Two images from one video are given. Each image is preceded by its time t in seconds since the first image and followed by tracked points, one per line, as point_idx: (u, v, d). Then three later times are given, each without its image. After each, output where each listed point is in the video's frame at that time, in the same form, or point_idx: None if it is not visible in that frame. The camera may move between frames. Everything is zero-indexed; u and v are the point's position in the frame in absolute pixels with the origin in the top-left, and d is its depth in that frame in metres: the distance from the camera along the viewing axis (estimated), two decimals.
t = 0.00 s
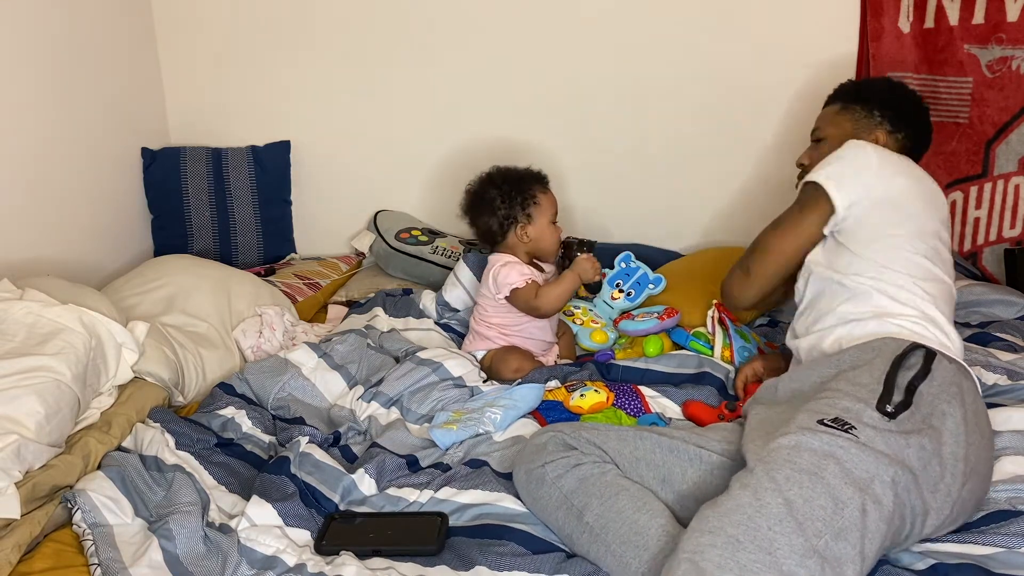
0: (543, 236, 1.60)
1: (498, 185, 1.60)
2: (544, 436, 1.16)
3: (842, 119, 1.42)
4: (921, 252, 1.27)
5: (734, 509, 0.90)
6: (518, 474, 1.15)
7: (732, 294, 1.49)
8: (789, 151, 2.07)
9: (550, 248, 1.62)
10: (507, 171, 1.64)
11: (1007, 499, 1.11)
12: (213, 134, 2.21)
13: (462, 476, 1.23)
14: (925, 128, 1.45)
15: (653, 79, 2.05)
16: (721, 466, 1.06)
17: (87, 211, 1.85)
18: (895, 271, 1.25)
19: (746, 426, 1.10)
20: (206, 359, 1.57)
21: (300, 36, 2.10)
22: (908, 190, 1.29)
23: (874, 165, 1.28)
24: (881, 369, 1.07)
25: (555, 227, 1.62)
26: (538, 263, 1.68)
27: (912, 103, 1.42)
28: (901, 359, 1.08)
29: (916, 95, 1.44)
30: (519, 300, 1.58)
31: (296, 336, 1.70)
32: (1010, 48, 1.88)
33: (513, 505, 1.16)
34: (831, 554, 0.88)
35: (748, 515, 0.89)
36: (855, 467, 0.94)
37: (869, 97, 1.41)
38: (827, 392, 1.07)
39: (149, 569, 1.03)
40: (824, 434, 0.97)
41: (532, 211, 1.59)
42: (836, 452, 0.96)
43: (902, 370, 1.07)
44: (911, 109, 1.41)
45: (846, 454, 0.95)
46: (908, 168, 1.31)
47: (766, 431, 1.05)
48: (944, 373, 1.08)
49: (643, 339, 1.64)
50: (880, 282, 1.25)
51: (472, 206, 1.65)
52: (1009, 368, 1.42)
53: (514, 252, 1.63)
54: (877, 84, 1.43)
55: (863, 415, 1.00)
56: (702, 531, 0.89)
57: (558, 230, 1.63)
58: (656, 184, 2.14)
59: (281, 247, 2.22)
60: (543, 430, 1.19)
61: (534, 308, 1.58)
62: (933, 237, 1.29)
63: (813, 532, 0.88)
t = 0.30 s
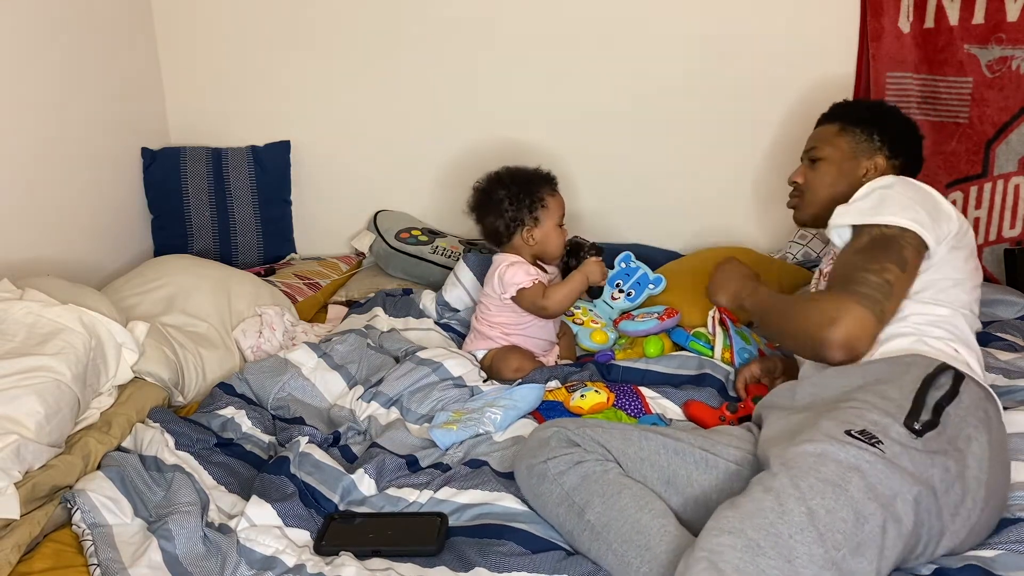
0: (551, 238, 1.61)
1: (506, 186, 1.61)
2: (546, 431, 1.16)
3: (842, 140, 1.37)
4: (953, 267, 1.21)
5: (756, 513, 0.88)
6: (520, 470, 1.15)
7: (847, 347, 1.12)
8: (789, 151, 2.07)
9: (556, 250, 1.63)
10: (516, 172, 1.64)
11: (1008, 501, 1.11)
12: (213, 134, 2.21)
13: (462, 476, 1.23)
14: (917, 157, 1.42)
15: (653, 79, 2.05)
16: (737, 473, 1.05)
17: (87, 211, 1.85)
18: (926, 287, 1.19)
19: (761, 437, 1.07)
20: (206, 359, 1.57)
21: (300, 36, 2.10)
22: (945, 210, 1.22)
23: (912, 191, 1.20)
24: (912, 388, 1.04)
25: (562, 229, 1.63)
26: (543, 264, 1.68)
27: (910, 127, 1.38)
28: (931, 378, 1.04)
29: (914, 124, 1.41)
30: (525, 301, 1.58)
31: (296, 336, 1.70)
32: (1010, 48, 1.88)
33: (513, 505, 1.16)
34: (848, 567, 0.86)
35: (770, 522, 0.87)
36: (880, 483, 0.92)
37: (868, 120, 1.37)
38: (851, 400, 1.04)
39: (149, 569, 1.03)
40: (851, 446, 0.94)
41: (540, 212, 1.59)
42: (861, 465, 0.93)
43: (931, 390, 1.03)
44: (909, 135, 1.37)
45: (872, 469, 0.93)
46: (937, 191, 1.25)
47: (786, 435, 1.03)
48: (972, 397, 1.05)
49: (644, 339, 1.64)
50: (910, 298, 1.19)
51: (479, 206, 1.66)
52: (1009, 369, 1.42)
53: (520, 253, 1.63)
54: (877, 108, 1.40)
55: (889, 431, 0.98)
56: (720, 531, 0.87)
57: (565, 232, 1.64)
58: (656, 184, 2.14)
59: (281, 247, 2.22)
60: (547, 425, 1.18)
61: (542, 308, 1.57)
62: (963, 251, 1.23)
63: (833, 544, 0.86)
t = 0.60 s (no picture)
0: (549, 242, 1.60)
1: (508, 188, 1.59)
2: (547, 431, 1.15)
3: (854, 135, 1.37)
4: (954, 265, 1.22)
5: (764, 510, 0.88)
6: (521, 470, 1.15)
7: (786, 306, 1.16)
8: (789, 151, 2.07)
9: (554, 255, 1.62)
10: (518, 172, 1.62)
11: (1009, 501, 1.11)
12: (213, 134, 2.21)
13: (462, 476, 1.23)
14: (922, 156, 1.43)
15: (653, 79, 2.05)
16: (739, 469, 1.04)
17: (86, 211, 1.85)
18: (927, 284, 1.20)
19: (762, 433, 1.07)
20: (206, 359, 1.57)
21: (300, 36, 2.10)
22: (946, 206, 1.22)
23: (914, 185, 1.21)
24: (919, 383, 1.04)
25: (563, 233, 1.61)
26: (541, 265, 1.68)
27: (919, 127, 1.39)
28: (936, 377, 1.05)
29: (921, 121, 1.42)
30: (525, 304, 1.59)
31: (296, 336, 1.70)
32: (1010, 48, 1.88)
33: (513, 505, 1.16)
34: (852, 566, 0.86)
35: (778, 518, 0.87)
36: (886, 481, 0.92)
37: (882, 116, 1.37)
38: (855, 397, 1.04)
39: (149, 569, 1.03)
40: (858, 443, 0.95)
41: (540, 217, 1.58)
42: (868, 463, 0.93)
43: (935, 389, 1.04)
44: (919, 133, 1.38)
45: (879, 466, 0.93)
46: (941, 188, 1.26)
47: (795, 431, 1.02)
48: (977, 395, 1.05)
49: (643, 339, 1.64)
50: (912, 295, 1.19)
51: (482, 205, 1.64)
52: (1009, 369, 1.42)
53: (520, 255, 1.62)
54: (886, 104, 1.40)
55: (896, 428, 0.98)
56: (728, 527, 0.87)
57: (565, 237, 1.63)
58: (656, 185, 2.14)
59: (281, 247, 2.22)
60: (547, 426, 1.18)
61: (542, 310, 1.57)
62: (964, 248, 1.24)
63: (840, 542, 0.86)
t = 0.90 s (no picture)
0: (545, 244, 1.59)
1: (499, 195, 1.58)
2: (547, 433, 1.15)
3: (859, 134, 1.37)
4: (950, 262, 1.22)
5: (762, 512, 0.88)
6: (520, 471, 1.14)
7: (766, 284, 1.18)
8: (789, 151, 2.07)
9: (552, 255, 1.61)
10: (510, 175, 1.60)
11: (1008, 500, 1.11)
12: (213, 134, 2.21)
13: (462, 476, 1.23)
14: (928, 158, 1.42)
15: (654, 79, 2.05)
16: (736, 470, 1.05)
17: (86, 211, 1.85)
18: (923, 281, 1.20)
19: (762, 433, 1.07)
20: (206, 359, 1.57)
21: (300, 36, 2.10)
22: (940, 202, 1.23)
23: (908, 181, 1.22)
24: (913, 381, 1.04)
25: (559, 234, 1.60)
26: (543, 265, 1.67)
27: (925, 129, 1.39)
28: (931, 375, 1.04)
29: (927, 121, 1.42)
30: (528, 304, 1.57)
31: (296, 336, 1.70)
32: (1010, 48, 1.88)
33: (514, 505, 1.16)
34: (851, 566, 0.85)
35: (776, 520, 0.87)
36: (883, 480, 0.92)
37: (889, 115, 1.37)
38: (850, 397, 1.04)
39: (149, 569, 1.03)
40: (856, 443, 0.94)
41: (533, 221, 1.57)
42: (865, 464, 0.93)
43: (931, 387, 1.04)
44: (924, 132, 1.39)
45: (876, 467, 0.93)
46: (936, 184, 1.26)
47: (792, 431, 1.02)
48: (973, 393, 1.05)
49: (643, 339, 1.64)
50: (907, 292, 1.20)
51: (478, 211, 1.64)
52: (1009, 369, 1.42)
53: (519, 258, 1.62)
54: (893, 103, 1.40)
55: (892, 428, 0.98)
56: (726, 530, 0.87)
57: (563, 236, 1.61)
58: (656, 184, 2.14)
59: (281, 247, 2.22)
60: (547, 427, 1.17)
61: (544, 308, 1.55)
62: (960, 245, 1.24)
63: (838, 543, 0.86)
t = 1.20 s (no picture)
0: (566, 246, 1.60)
1: (520, 196, 1.60)
2: (546, 433, 1.15)
3: (848, 135, 1.37)
4: (949, 263, 1.22)
5: (759, 512, 0.88)
6: (520, 472, 1.14)
7: (788, 306, 1.15)
8: (789, 150, 2.07)
9: (573, 257, 1.62)
10: (532, 177, 1.62)
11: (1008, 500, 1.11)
12: (214, 135, 2.21)
13: (462, 476, 1.23)
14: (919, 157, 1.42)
15: (654, 79, 2.05)
16: (735, 470, 1.05)
17: (86, 212, 1.85)
18: (922, 283, 1.20)
19: (761, 433, 1.07)
20: (206, 359, 1.57)
21: (300, 36, 2.10)
22: (941, 205, 1.23)
23: (908, 185, 1.22)
24: (913, 382, 1.04)
25: (580, 236, 1.61)
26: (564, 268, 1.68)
27: (914, 129, 1.39)
28: (930, 375, 1.04)
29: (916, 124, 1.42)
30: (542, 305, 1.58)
31: (296, 336, 1.70)
32: (1010, 48, 1.88)
33: (513, 505, 1.16)
34: (850, 566, 0.85)
35: (774, 520, 0.87)
36: (881, 479, 0.92)
37: (878, 116, 1.37)
38: (848, 397, 1.04)
39: (149, 569, 1.03)
40: (853, 443, 0.94)
41: (553, 222, 1.58)
42: (863, 463, 0.93)
43: (930, 387, 1.04)
44: (913, 134, 1.39)
45: (874, 466, 0.93)
46: (936, 187, 1.26)
47: (790, 431, 1.02)
48: (971, 392, 1.05)
49: (643, 340, 1.63)
50: (906, 294, 1.19)
51: (500, 213, 1.67)
52: (1009, 369, 1.42)
53: (539, 259, 1.64)
54: (882, 105, 1.40)
55: (890, 427, 0.98)
56: (725, 530, 0.87)
57: (584, 238, 1.62)
58: (656, 184, 2.14)
59: (281, 247, 2.22)
60: (547, 428, 1.17)
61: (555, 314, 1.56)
62: (959, 247, 1.24)
63: (836, 543, 0.86)
